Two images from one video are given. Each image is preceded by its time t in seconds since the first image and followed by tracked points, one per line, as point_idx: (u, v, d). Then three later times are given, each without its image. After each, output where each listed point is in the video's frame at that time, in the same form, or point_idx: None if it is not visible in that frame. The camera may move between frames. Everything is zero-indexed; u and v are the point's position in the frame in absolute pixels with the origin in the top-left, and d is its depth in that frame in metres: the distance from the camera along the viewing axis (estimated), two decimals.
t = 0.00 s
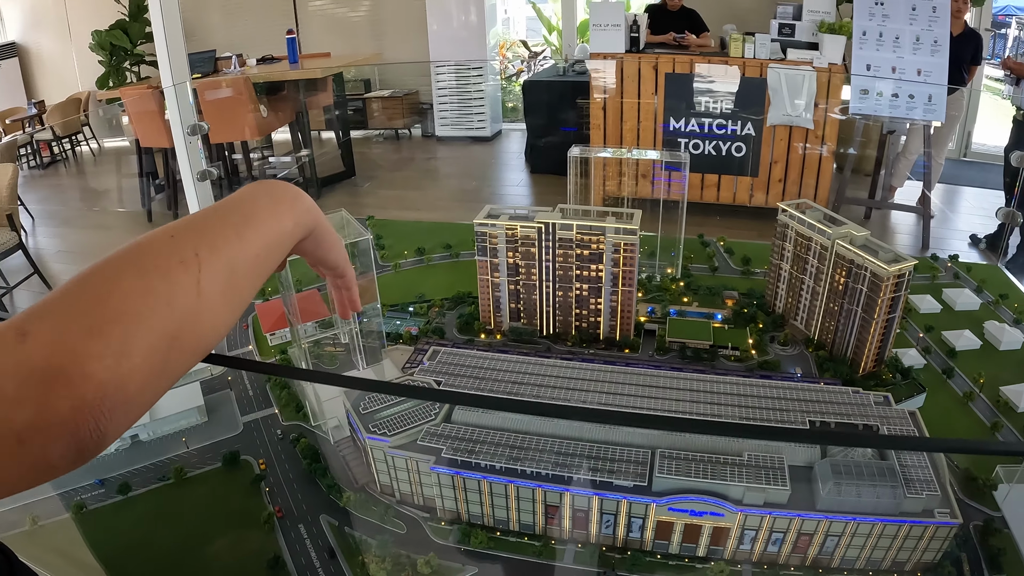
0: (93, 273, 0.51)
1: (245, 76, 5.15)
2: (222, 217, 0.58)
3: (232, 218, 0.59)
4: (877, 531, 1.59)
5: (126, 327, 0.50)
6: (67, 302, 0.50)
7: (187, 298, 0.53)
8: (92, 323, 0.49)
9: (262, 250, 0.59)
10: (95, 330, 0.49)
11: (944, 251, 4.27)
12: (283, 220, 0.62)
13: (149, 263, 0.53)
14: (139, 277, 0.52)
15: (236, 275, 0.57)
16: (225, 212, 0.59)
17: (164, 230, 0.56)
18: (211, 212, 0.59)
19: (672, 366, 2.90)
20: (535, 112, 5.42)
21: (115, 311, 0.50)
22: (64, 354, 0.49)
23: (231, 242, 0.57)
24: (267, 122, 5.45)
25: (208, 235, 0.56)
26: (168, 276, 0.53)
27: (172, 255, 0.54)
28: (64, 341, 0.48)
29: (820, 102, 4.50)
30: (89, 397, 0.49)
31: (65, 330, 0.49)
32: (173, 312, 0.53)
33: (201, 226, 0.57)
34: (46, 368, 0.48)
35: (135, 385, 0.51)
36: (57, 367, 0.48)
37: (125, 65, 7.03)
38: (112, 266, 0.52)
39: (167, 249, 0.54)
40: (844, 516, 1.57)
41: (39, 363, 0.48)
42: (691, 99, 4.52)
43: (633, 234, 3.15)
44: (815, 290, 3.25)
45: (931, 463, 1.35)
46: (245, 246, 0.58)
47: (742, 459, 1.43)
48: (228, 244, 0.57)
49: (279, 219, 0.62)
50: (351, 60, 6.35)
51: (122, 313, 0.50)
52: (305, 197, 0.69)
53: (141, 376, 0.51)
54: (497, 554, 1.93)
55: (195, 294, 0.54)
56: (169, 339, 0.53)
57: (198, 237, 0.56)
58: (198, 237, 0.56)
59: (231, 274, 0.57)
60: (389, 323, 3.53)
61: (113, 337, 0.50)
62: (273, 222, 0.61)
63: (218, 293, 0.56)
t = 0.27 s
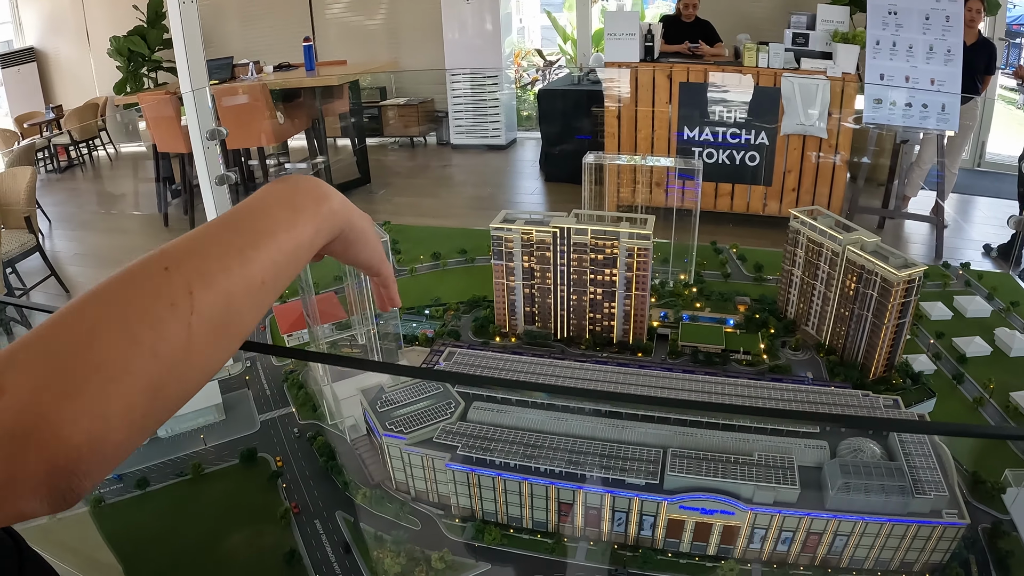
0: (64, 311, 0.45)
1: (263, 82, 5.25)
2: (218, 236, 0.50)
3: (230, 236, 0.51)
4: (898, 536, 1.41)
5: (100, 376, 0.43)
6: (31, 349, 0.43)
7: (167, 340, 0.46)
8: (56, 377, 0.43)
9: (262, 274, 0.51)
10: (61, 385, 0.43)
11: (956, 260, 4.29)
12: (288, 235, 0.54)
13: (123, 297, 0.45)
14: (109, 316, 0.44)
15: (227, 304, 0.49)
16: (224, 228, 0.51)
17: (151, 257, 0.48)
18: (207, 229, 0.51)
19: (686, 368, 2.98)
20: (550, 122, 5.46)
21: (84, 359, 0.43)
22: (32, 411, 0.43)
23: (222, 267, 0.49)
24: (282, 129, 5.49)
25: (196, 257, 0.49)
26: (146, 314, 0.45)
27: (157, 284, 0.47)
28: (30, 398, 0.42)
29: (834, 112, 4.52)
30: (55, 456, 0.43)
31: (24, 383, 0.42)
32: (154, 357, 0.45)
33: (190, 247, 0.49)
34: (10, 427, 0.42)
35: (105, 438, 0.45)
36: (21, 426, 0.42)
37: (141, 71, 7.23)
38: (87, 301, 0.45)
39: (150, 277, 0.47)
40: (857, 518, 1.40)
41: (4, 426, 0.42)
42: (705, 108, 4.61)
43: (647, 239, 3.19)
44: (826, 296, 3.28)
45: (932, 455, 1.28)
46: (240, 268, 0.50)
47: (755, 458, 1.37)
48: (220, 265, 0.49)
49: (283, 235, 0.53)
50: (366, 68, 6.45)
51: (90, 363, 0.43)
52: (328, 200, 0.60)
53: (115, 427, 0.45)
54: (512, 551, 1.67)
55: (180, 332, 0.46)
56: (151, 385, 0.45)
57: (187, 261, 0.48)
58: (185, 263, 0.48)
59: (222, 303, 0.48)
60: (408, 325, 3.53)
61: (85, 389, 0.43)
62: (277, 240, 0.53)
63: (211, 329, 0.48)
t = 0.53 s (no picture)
0: (144, 356, 0.52)
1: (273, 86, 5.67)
2: (290, 290, 0.56)
3: (300, 290, 0.57)
4: (902, 534, 1.36)
5: (181, 421, 0.52)
6: (125, 393, 0.51)
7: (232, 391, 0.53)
8: (145, 420, 0.51)
9: (324, 331, 0.57)
10: (147, 428, 0.51)
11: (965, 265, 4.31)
12: (358, 284, 0.59)
13: (201, 351, 0.52)
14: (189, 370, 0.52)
15: (291, 356, 0.55)
16: (296, 282, 0.57)
17: (227, 306, 0.55)
18: (281, 278, 0.57)
19: (697, 370, 3.02)
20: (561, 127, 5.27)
21: (164, 410, 0.51)
22: (123, 448, 0.51)
23: (283, 325, 0.55)
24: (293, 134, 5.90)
25: (263, 314, 0.55)
26: (216, 371, 0.52)
27: (229, 339, 0.53)
28: (124, 437, 0.51)
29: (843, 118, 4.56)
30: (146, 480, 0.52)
31: (120, 424, 0.51)
32: (226, 405, 0.53)
33: (259, 302, 0.55)
34: (106, 458, 0.51)
35: (181, 465, 0.53)
36: (116, 458, 0.51)
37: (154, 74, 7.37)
38: (170, 348, 0.52)
39: (224, 333, 0.53)
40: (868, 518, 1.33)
41: (102, 458, 0.51)
42: (714, 114, 4.65)
43: (658, 242, 3.28)
44: (835, 300, 3.30)
45: (939, 456, 1.26)
46: (304, 323, 0.56)
47: (766, 459, 1.33)
48: (283, 323, 0.55)
49: (351, 286, 0.59)
50: (377, 72, 6.52)
51: (172, 411, 0.51)
52: (404, 241, 0.65)
53: (190, 456, 0.53)
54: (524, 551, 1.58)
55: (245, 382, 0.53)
56: (220, 425, 0.53)
57: (255, 316, 0.54)
58: (253, 321, 0.54)
59: (288, 356, 0.55)
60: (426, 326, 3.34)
61: (168, 432, 0.52)
62: (343, 294, 0.58)
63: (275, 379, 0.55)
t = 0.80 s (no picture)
0: (126, 397, 0.43)
1: (283, 91, 5.62)
2: (309, 314, 0.46)
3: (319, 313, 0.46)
4: (912, 539, 1.27)
5: (173, 471, 0.42)
6: (109, 426, 0.42)
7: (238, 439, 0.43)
8: (132, 465, 0.41)
9: (347, 361, 0.46)
10: (134, 473, 0.42)
11: (976, 272, 4.32)
12: (389, 312, 0.49)
13: (202, 381, 0.42)
14: (183, 408, 0.41)
15: (307, 396, 0.45)
16: (316, 302, 0.46)
17: (239, 325, 0.45)
18: (301, 296, 0.47)
19: (709, 374, 3.08)
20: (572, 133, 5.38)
21: (137, 471, 0.42)
22: (103, 494, 0.42)
23: (306, 358, 0.44)
24: (304, 138, 5.91)
25: (281, 341, 0.44)
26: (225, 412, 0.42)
27: (236, 370, 0.43)
28: (106, 481, 0.42)
29: (852, 125, 4.53)
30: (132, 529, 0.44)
31: (103, 463, 0.41)
32: (223, 454, 0.43)
33: (277, 326, 0.44)
34: (84, 504, 0.42)
35: (173, 516, 0.44)
36: (100, 506, 0.42)
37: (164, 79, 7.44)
38: (171, 376, 0.43)
39: (233, 360, 0.43)
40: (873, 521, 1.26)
41: (80, 503, 0.42)
42: (724, 120, 4.65)
43: (670, 248, 3.33)
44: (846, 306, 3.32)
45: (951, 462, 1.17)
46: (327, 355, 0.45)
47: (774, 462, 1.26)
48: (307, 355, 0.45)
49: (383, 312, 0.48)
50: (388, 78, 6.57)
51: (163, 459, 0.41)
52: (439, 260, 0.54)
53: (181, 507, 0.44)
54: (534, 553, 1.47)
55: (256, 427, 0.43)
56: (219, 474, 0.44)
57: (272, 344, 0.44)
58: (276, 347, 0.44)
59: (305, 394, 0.45)
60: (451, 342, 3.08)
61: (157, 481, 0.42)
62: (374, 320, 0.48)
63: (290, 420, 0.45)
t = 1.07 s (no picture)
0: (141, 392, 0.41)
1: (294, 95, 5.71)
2: (327, 311, 0.45)
3: (336, 310, 0.46)
4: (923, 543, 1.23)
5: (190, 467, 0.40)
6: (126, 421, 0.41)
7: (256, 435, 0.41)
8: (150, 460, 0.40)
9: (365, 359, 0.46)
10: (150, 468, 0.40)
11: (984, 278, 4.31)
12: (407, 310, 0.48)
13: (221, 377, 0.41)
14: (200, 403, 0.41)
15: (325, 393, 0.44)
16: (332, 299, 0.46)
17: (255, 324, 0.44)
18: (317, 293, 0.46)
19: (718, 379, 3.10)
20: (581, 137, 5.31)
21: (150, 467, 0.40)
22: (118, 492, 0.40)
23: (324, 354, 0.44)
24: (313, 142, 5.99)
25: (299, 336, 0.43)
26: (243, 409, 0.41)
27: (256, 364, 0.42)
28: (117, 479, 0.40)
29: (862, 130, 4.51)
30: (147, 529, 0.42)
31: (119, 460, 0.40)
32: (242, 451, 0.41)
33: (293, 323, 0.44)
34: (98, 501, 0.41)
35: (190, 514, 0.42)
36: (112, 504, 0.41)
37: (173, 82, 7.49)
38: (190, 372, 0.42)
39: (252, 356, 0.42)
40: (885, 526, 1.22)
41: (95, 500, 0.41)
42: (733, 126, 4.67)
43: (679, 252, 3.34)
44: (856, 311, 3.33)
45: (960, 466, 1.15)
46: (344, 353, 0.44)
47: (784, 467, 1.22)
48: (326, 351, 0.44)
49: (398, 311, 0.48)
50: (397, 83, 6.61)
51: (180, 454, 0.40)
52: (452, 264, 0.54)
53: (198, 506, 0.42)
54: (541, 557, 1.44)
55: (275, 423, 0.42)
56: (237, 471, 0.42)
57: (291, 339, 0.43)
58: (294, 343, 0.43)
59: (323, 390, 0.44)
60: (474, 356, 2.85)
61: (172, 477, 0.40)
62: (389, 318, 0.47)
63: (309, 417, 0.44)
